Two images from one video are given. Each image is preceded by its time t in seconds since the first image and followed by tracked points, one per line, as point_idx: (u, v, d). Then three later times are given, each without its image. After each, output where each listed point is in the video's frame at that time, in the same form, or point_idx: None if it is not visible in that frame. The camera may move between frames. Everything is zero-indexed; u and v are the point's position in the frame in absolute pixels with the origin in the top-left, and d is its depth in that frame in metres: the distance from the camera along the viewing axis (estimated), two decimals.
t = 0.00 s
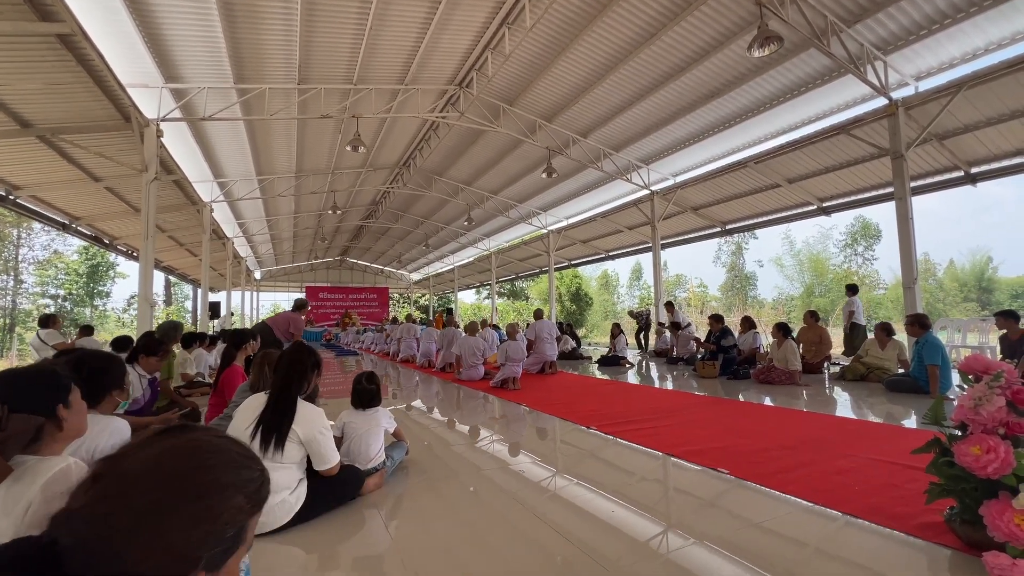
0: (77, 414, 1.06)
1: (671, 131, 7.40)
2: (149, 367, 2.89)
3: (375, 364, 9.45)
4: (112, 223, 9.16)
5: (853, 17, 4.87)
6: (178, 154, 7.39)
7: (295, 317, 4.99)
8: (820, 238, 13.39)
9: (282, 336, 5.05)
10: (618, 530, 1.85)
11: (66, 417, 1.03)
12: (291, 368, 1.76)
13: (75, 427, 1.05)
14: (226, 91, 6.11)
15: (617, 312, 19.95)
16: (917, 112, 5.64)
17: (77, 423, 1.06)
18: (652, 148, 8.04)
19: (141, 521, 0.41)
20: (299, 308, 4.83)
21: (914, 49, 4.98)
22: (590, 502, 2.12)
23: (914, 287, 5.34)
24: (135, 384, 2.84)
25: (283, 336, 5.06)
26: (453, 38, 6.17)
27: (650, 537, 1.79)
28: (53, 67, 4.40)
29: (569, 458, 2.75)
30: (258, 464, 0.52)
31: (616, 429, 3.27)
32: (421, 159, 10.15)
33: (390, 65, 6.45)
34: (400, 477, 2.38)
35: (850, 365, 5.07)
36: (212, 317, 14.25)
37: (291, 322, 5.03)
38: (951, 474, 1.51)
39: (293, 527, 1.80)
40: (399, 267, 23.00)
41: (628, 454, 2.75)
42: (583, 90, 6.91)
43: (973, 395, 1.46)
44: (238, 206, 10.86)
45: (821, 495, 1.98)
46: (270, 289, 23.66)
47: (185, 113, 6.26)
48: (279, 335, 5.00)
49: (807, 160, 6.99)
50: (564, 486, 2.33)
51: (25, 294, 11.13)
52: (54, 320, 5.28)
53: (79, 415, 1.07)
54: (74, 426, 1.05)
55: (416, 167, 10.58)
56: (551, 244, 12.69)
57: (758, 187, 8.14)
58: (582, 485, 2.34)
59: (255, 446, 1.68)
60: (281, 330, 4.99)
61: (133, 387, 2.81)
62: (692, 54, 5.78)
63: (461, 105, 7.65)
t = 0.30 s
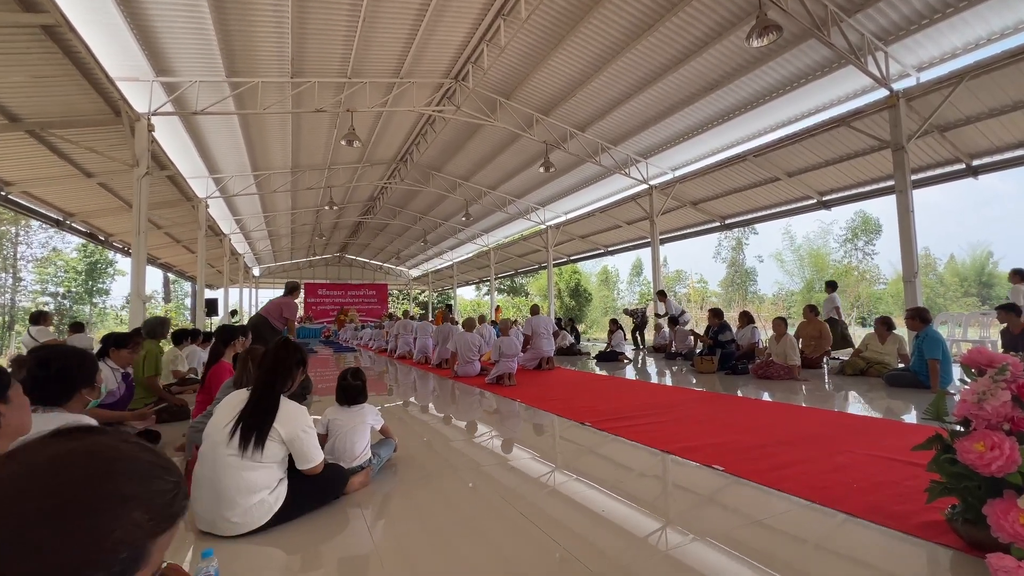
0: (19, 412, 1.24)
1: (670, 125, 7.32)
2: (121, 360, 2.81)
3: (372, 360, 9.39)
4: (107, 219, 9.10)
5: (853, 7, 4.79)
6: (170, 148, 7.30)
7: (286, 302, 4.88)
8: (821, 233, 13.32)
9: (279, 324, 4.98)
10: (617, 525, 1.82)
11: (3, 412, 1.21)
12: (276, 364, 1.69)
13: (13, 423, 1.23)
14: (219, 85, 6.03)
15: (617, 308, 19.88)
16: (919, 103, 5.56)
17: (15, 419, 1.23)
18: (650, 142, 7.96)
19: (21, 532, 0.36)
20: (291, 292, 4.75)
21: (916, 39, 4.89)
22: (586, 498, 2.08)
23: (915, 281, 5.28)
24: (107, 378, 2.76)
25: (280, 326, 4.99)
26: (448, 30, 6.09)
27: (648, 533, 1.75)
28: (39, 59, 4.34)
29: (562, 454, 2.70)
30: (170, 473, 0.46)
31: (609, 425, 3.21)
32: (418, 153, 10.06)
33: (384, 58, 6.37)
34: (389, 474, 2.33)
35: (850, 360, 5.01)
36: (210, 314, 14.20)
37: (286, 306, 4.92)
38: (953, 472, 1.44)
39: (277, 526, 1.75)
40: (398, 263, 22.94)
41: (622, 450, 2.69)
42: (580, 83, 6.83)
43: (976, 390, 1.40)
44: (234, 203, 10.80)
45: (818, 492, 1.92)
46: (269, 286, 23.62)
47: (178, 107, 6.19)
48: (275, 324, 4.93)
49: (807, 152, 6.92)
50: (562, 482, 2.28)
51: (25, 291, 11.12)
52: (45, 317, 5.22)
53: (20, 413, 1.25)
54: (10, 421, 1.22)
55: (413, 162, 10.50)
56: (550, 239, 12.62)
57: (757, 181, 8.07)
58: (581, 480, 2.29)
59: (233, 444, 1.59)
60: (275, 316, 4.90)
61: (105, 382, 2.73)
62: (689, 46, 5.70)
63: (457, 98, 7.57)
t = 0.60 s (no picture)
0: None
1: (669, 118, 7.23)
2: (92, 360, 2.46)
3: (371, 357, 9.34)
4: (104, 217, 9.05)
5: None
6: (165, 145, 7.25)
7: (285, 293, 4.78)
8: (823, 227, 13.21)
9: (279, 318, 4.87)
10: (616, 521, 1.78)
11: None
12: (255, 361, 1.62)
13: None
14: (212, 79, 5.96)
15: (618, 304, 19.78)
16: (922, 94, 5.46)
17: None
18: (650, 135, 7.87)
19: None
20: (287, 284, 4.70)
21: (920, 28, 4.79)
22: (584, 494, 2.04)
23: (918, 275, 5.20)
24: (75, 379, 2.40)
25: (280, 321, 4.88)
26: (444, 22, 6.00)
27: (647, 530, 1.70)
28: (28, 53, 4.28)
29: (558, 450, 2.64)
30: (40, 500, 0.60)
31: (605, 421, 3.14)
32: (416, 149, 9.99)
33: (380, 51, 6.30)
34: (377, 474, 2.28)
35: (852, 355, 4.94)
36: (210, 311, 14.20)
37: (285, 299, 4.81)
38: (960, 474, 1.37)
39: (263, 526, 1.70)
40: (398, 260, 22.90)
41: (617, 447, 2.63)
42: (578, 76, 6.75)
43: (986, 386, 1.32)
44: (232, 199, 10.75)
45: (817, 491, 1.84)
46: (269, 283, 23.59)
47: (171, 102, 6.12)
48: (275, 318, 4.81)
49: (809, 145, 6.82)
50: (564, 478, 2.24)
51: (26, 290, 11.13)
52: (37, 315, 5.18)
53: None
54: None
55: (411, 158, 10.42)
56: (549, 234, 12.54)
57: (758, 175, 7.98)
58: (582, 476, 2.24)
59: (209, 445, 1.53)
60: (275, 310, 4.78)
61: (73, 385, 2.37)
62: (688, 37, 5.61)
63: (454, 92, 7.48)
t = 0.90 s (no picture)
0: None
1: (672, 116, 7.15)
2: (62, 368, 2.33)
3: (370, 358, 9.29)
4: (104, 217, 9.02)
5: None
6: (164, 144, 7.22)
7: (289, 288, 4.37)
8: (826, 227, 13.09)
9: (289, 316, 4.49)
10: (616, 523, 1.75)
11: None
12: (236, 365, 1.57)
13: None
14: (211, 78, 5.93)
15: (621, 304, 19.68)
16: (928, 91, 5.38)
17: None
18: (652, 134, 7.80)
19: None
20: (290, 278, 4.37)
21: (925, 24, 4.71)
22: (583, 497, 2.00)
23: (925, 275, 5.10)
24: (44, 390, 2.27)
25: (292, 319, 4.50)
26: (443, 19, 5.93)
27: (651, 530, 1.68)
28: (22, 51, 4.26)
29: (553, 453, 2.58)
30: None
31: (602, 424, 3.07)
32: (417, 148, 9.93)
33: (378, 50, 6.25)
34: (367, 479, 2.23)
35: (856, 356, 4.86)
36: (212, 311, 14.19)
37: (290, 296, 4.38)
38: (970, 488, 1.30)
39: (249, 533, 1.67)
40: (400, 259, 22.87)
41: (614, 450, 2.58)
42: (579, 74, 6.67)
43: (996, 395, 1.26)
44: (232, 199, 10.72)
45: (819, 500, 1.77)
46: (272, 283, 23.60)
47: (170, 101, 6.08)
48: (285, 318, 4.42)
49: (813, 144, 6.73)
50: (565, 480, 2.19)
51: (30, 290, 11.18)
52: (34, 315, 5.15)
53: None
54: None
55: (412, 157, 10.38)
56: (551, 234, 12.48)
57: (761, 173, 7.89)
58: (584, 478, 2.20)
59: (186, 452, 1.48)
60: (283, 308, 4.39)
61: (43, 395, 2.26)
62: (690, 34, 5.54)
63: (454, 90, 7.41)
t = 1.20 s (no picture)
0: None
1: (679, 119, 7.11)
2: (57, 368, 2.31)
3: (375, 360, 9.27)
4: (112, 217, 9.06)
5: None
6: (172, 146, 7.25)
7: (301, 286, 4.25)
8: (834, 232, 12.99)
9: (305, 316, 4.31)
10: (624, 530, 1.70)
11: None
12: (240, 366, 1.54)
13: None
14: (219, 79, 5.95)
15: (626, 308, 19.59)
16: (940, 94, 5.32)
17: None
18: (658, 137, 7.76)
19: None
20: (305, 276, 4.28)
21: (937, 26, 4.65)
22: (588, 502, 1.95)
23: (935, 280, 5.04)
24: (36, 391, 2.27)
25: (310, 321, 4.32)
26: (450, 21, 5.93)
27: (655, 536, 1.65)
28: (31, 51, 4.28)
29: (559, 458, 2.53)
30: None
31: (609, 428, 3.02)
32: (422, 150, 9.94)
33: (385, 52, 6.25)
34: (370, 482, 2.19)
35: (866, 362, 4.79)
36: (218, 312, 14.23)
37: (303, 295, 4.24)
38: (999, 499, 1.26)
39: (248, 537, 1.63)
40: (405, 262, 22.89)
41: (621, 455, 2.53)
42: (586, 76, 6.65)
43: None
44: (239, 200, 10.74)
45: (834, 509, 1.72)
46: (277, 284, 23.66)
47: (177, 102, 6.09)
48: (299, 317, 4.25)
49: (822, 147, 6.67)
50: (569, 485, 2.16)
51: (39, 289, 11.25)
52: (40, 314, 5.16)
53: None
54: None
55: (418, 159, 10.38)
56: (556, 237, 12.44)
57: (769, 177, 7.82)
58: (587, 483, 2.17)
59: (188, 454, 1.45)
60: (298, 307, 4.26)
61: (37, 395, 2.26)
62: (698, 36, 5.50)
63: (460, 93, 7.40)
